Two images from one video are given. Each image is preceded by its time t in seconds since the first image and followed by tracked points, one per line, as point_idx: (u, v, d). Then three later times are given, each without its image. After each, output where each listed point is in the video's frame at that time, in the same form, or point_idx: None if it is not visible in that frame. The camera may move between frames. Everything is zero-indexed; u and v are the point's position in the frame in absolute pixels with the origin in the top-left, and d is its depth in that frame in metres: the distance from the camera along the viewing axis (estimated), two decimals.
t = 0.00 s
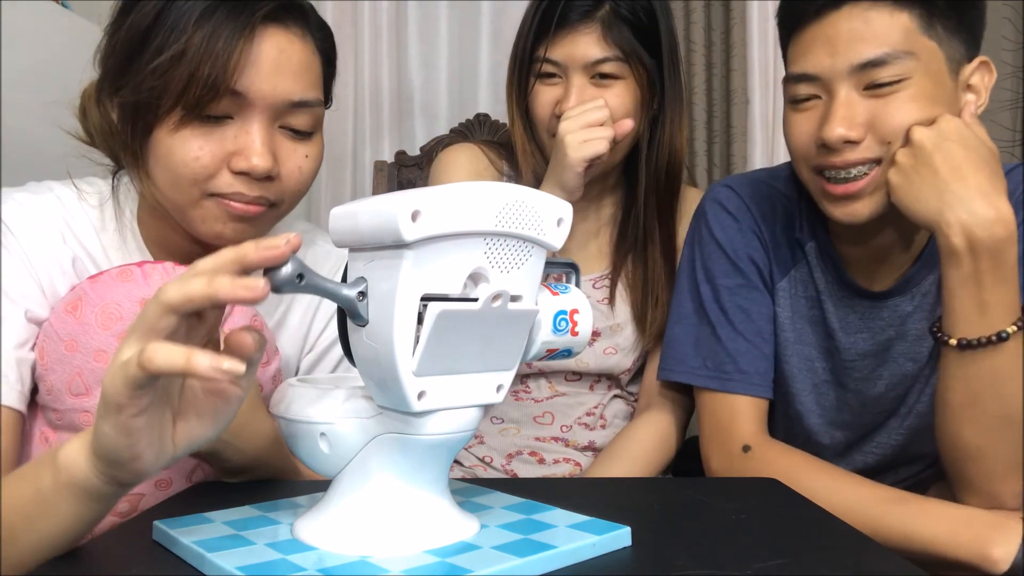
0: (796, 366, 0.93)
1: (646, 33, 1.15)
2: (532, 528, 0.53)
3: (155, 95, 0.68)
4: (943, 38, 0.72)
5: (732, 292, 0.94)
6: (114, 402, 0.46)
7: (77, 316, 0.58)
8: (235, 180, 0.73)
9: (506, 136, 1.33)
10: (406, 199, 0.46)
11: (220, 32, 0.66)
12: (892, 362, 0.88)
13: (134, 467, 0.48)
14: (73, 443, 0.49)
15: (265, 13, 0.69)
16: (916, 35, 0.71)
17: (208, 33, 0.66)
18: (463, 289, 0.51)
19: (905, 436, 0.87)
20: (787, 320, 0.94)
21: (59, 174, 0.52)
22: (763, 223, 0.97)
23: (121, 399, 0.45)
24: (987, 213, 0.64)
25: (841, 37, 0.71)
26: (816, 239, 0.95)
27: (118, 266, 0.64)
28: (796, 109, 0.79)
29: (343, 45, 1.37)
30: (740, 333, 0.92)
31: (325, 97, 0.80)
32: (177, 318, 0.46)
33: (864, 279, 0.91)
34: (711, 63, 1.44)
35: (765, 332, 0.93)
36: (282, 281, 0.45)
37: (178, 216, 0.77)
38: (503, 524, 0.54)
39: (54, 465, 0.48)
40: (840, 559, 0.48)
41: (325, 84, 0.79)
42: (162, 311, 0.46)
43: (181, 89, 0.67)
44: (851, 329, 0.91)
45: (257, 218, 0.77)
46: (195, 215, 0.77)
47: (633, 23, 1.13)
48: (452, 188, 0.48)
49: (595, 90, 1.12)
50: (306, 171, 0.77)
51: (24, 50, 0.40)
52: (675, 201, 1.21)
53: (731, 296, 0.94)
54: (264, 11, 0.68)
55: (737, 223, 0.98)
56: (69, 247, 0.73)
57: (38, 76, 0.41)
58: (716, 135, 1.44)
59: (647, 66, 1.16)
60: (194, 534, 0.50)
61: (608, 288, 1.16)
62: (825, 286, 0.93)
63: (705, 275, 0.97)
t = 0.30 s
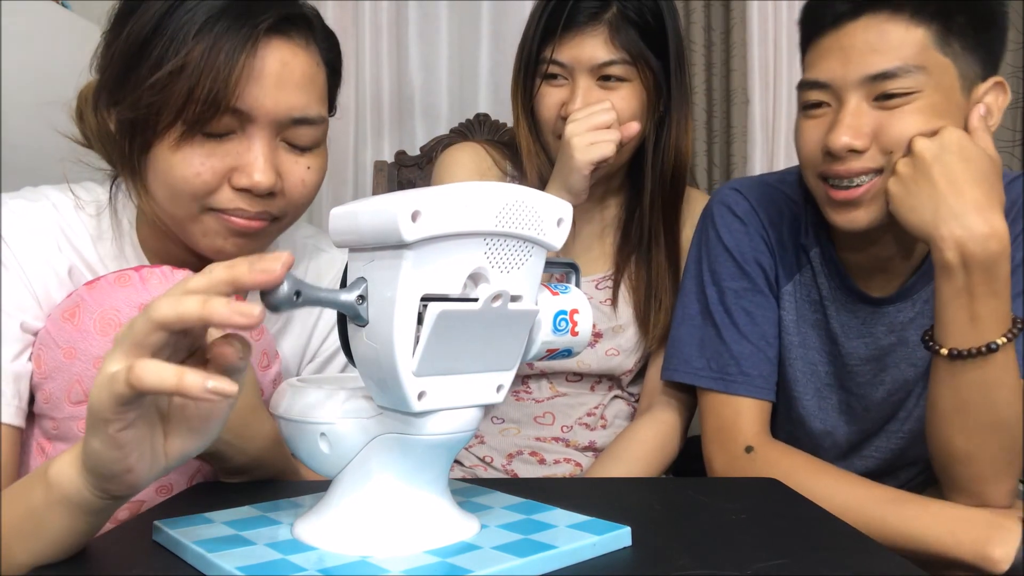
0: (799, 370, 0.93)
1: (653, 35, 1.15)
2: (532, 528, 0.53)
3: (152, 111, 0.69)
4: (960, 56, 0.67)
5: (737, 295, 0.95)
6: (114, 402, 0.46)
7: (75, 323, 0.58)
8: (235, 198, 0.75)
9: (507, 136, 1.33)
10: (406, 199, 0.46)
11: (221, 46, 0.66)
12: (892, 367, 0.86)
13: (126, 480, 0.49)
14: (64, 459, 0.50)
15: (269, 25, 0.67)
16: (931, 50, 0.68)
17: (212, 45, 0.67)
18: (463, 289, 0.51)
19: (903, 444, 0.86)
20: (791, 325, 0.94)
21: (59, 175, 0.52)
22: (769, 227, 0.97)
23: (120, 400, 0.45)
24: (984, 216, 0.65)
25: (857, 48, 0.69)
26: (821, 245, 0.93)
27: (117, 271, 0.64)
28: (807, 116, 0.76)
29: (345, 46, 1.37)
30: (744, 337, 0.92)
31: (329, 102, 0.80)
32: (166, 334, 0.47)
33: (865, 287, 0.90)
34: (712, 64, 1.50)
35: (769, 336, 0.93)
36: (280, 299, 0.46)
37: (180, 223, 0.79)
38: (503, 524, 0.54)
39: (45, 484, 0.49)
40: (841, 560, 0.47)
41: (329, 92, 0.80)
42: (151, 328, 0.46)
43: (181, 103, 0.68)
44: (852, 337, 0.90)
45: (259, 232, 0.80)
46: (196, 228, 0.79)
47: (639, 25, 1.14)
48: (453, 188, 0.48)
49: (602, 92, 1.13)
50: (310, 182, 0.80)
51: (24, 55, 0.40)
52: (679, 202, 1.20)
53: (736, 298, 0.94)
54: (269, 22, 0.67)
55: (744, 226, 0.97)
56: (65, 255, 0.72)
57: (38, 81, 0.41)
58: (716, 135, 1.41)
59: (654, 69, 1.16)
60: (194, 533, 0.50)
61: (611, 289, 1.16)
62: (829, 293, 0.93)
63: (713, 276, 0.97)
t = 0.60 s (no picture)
0: (796, 372, 0.93)
1: (654, 37, 1.15)
2: (533, 528, 0.53)
3: (150, 125, 0.69)
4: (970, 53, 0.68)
5: (731, 294, 0.94)
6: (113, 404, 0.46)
7: (74, 327, 0.58)
8: (235, 211, 0.74)
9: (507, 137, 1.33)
10: (406, 200, 0.46)
11: (221, 56, 0.66)
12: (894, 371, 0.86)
13: (120, 489, 0.49)
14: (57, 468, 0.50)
15: (270, 36, 0.67)
16: (939, 48, 0.67)
17: (211, 57, 0.66)
18: (463, 289, 0.51)
19: (904, 447, 0.87)
20: (787, 326, 0.94)
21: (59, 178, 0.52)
22: (765, 228, 0.97)
23: (120, 401, 0.45)
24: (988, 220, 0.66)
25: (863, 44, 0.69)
26: (822, 246, 0.94)
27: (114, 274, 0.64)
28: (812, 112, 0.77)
29: (346, 48, 1.37)
30: (739, 336, 0.92)
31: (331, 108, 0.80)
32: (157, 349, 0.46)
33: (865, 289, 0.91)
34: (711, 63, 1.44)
35: (764, 335, 0.92)
36: (284, 332, 0.46)
37: (179, 233, 0.78)
38: (503, 524, 0.54)
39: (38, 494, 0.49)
40: (841, 560, 0.48)
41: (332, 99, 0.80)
42: (144, 343, 0.46)
43: (180, 116, 0.68)
44: (852, 339, 0.90)
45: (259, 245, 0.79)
46: (194, 236, 0.78)
47: (642, 27, 1.14)
48: (453, 189, 0.48)
49: (604, 94, 1.12)
50: (312, 194, 0.78)
51: (22, 57, 0.40)
52: (681, 202, 1.20)
53: (730, 297, 0.94)
54: (270, 31, 0.67)
55: (739, 226, 0.97)
56: (64, 259, 0.73)
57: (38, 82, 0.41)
58: (716, 135, 1.43)
59: (656, 71, 1.16)
60: (194, 534, 0.50)
61: (612, 290, 1.16)
62: (830, 295, 0.93)
63: (705, 276, 0.97)
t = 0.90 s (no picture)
0: (795, 374, 0.92)
1: (650, 34, 1.15)
2: (533, 528, 0.53)
3: (150, 134, 0.69)
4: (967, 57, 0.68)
5: (727, 297, 0.94)
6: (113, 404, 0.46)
7: (73, 326, 0.58)
8: (232, 216, 0.73)
9: (507, 137, 1.33)
10: (401, 202, 0.46)
11: (218, 63, 0.68)
12: (894, 372, 0.87)
13: (123, 487, 0.49)
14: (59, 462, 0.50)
15: (267, 42, 0.71)
16: (935, 52, 0.68)
17: (206, 62, 0.68)
18: (460, 290, 0.51)
19: (906, 447, 0.87)
20: (785, 327, 0.93)
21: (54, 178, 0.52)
22: (759, 229, 0.96)
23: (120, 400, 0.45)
24: (988, 230, 0.66)
25: (858, 49, 0.69)
26: (818, 245, 0.93)
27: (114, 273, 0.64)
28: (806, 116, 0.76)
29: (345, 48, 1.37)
30: (737, 339, 0.92)
31: (330, 111, 0.80)
32: (156, 356, 0.47)
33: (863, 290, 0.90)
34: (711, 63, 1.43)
35: (761, 337, 0.92)
36: (283, 344, 0.45)
37: (177, 237, 0.76)
38: (503, 523, 0.54)
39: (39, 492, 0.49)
40: (844, 560, 0.47)
41: (331, 103, 0.80)
42: (141, 349, 0.46)
43: (178, 125, 0.68)
44: (850, 340, 0.90)
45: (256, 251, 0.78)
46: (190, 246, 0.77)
47: (637, 25, 1.14)
48: (447, 189, 0.48)
49: (600, 93, 1.13)
50: (310, 200, 0.77)
51: (26, 55, 0.40)
52: (681, 202, 1.21)
53: (726, 299, 0.94)
54: (267, 38, 0.71)
55: (732, 228, 0.97)
56: (63, 259, 0.72)
57: (37, 80, 0.41)
58: (716, 135, 1.44)
59: (654, 69, 1.16)
60: (193, 534, 0.50)
61: (611, 291, 1.15)
62: (827, 296, 0.92)
63: (701, 279, 0.97)
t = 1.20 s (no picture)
0: (794, 375, 0.92)
1: (646, 32, 1.15)
2: (533, 528, 0.53)
3: (147, 132, 0.69)
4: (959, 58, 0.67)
5: (726, 297, 0.94)
6: (119, 387, 0.45)
7: (74, 326, 0.58)
8: (229, 215, 0.74)
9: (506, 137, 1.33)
10: (406, 200, 0.46)
11: (217, 61, 0.68)
12: (892, 373, 0.86)
13: (127, 471, 0.49)
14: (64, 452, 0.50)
15: (264, 41, 0.70)
16: (926, 55, 0.68)
17: (205, 59, 0.68)
18: (463, 289, 0.51)
19: (904, 448, 0.87)
20: (781, 328, 0.93)
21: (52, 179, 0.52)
22: (756, 232, 0.96)
23: (125, 385, 0.45)
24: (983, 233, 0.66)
25: (851, 52, 0.69)
26: (813, 248, 0.93)
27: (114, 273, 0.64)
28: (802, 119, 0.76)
29: (345, 49, 1.37)
30: (735, 339, 0.92)
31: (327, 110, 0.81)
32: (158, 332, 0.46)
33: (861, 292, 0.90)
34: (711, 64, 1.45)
35: (759, 337, 0.92)
36: (282, 325, 0.45)
37: (175, 236, 0.77)
38: (504, 524, 0.54)
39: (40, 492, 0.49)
40: (844, 559, 0.47)
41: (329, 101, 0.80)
42: (144, 327, 0.46)
43: (176, 124, 0.68)
44: (846, 342, 0.90)
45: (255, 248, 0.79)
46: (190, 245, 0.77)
47: (634, 25, 1.14)
48: (452, 188, 0.48)
49: (599, 93, 1.14)
50: (308, 197, 0.78)
51: (24, 54, 0.40)
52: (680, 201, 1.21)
53: (724, 300, 0.94)
54: (265, 36, 0.70)
55: (730, 229, 0.97)
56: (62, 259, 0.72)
57: (36, 82, 0.41)
58: (716, 135, 1.43)
59: (651, 69, 1.17)
60: (194, 533, 0.50)
61: (610, 290, 1.16)
62: (823, 297, 0.92)
63: (697, 279, 0.98)
